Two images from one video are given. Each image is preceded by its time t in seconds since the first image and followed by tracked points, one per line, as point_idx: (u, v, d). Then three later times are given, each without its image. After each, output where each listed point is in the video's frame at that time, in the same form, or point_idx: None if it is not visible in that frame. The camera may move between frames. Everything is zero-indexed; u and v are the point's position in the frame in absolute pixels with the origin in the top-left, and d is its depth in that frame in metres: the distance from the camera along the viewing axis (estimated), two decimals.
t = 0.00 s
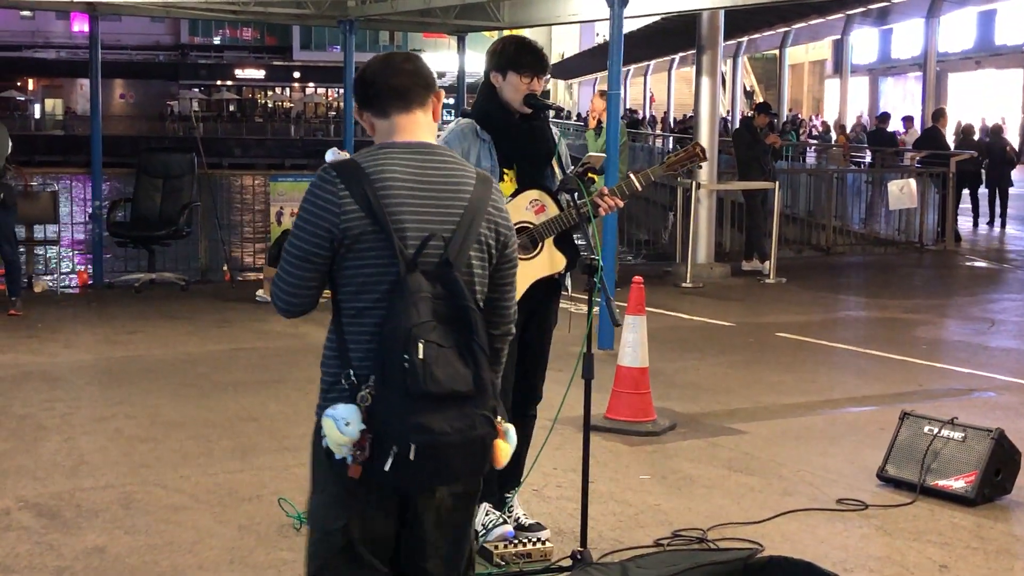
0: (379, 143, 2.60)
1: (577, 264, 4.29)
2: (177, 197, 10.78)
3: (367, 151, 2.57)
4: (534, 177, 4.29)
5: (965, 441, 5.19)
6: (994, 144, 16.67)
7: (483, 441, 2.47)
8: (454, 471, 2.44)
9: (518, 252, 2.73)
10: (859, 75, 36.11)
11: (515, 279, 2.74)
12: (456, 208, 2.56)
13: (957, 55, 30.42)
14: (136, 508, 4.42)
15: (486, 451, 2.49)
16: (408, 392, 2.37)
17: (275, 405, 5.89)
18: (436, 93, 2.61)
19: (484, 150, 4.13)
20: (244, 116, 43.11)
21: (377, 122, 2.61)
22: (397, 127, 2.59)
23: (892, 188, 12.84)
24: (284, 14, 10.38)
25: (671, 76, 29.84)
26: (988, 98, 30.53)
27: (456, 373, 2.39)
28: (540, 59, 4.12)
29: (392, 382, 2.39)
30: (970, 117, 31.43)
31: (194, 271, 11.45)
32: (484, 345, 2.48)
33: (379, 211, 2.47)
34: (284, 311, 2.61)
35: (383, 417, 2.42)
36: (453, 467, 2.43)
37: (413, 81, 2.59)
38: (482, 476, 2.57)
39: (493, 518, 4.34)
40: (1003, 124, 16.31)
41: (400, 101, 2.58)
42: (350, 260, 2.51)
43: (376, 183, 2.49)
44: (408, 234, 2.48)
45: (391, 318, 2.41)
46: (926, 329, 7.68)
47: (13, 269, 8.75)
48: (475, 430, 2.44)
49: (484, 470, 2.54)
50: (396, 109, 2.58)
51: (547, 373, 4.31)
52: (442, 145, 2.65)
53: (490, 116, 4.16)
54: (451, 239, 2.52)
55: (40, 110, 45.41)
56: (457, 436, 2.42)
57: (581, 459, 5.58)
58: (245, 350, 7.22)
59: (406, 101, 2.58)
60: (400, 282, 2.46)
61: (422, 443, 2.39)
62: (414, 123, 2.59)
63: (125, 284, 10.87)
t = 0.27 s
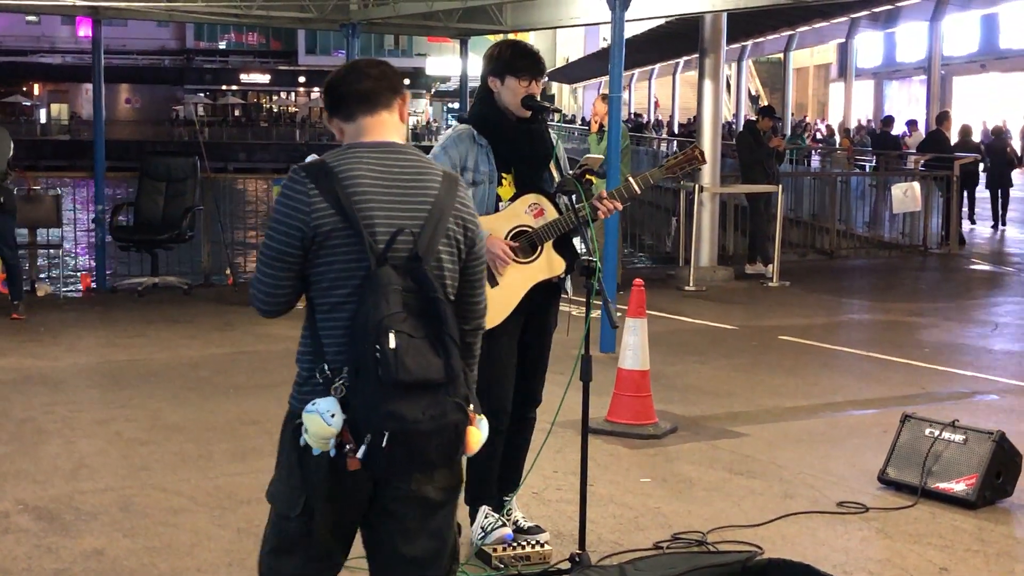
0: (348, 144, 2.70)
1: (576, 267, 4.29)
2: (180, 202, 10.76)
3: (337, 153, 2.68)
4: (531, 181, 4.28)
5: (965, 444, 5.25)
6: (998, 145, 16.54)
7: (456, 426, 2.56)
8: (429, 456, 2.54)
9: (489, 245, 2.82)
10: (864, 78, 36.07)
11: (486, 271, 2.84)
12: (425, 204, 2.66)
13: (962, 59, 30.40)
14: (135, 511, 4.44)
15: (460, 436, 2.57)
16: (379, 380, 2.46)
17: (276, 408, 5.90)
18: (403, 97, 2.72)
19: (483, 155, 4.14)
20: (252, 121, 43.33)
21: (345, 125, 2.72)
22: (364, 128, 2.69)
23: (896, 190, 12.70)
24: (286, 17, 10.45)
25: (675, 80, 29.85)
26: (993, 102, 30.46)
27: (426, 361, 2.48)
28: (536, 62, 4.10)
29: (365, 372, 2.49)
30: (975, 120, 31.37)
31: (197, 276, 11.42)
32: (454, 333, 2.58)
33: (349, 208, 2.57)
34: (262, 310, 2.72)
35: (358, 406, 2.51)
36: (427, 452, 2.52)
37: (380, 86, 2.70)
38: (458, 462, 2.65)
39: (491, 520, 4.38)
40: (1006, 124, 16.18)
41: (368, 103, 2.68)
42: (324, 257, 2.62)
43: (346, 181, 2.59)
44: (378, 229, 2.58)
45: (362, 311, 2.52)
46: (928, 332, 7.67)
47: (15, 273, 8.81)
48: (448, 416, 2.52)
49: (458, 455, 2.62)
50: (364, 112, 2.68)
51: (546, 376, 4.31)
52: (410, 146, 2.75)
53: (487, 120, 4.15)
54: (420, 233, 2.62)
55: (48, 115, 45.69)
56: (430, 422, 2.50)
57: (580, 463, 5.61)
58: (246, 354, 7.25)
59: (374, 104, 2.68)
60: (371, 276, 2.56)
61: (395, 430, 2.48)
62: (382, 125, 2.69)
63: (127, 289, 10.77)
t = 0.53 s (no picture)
0: (288, 151, 2.72)
1: (577, 266, 4.29)
2: (183, 204, 10.80)
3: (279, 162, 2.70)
4: (532, 181, 4.26)
5: (970, 443, 5.26)
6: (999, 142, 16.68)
7: (404, 430, 2.62)
8: (380, 462, 2.60)
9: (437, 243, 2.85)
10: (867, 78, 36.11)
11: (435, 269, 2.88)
12: (365, 210, 2.68)
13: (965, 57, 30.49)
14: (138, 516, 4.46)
15: (409, 438, 2.64)
16: (325, 392, 2.53)
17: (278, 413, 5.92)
18: (341, 101, 2.73)
19: (484, 156, 4.17)
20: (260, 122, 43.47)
21: (284, 131, 2.73)
22: (303, 135, 2.71)
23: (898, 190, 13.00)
24: (289, 19, 10.51)
25: (680, 79, 29.90)
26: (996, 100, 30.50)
27: (371, 370, 2.54)
28: (537, 62, 4.08)
29: (311, 383, 2.54)
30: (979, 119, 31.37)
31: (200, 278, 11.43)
32: (399, 340, 2.63)
33: (289, 221, 2.60)
34: (211, 321, 2.76)
35: (305, 416, 2.57)
36: (376, 457, 2.59)
37: (316, 89, 2.72)
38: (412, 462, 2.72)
39: (495, 522, 4.37)
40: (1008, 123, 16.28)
41: (305, 109, 2.69)
42: (269, 268, 2.65)
43: (286, 193, 2.62)
44: (320, 239, 2.61)
45: (307, 322, 2.56)
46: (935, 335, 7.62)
47: (15, 277, 8.82)
48: (395, 422, 2.59)
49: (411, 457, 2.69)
50: (302, 118, 2.70)
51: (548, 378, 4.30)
52: (350, 151, 2.76)
53: (488, 119, 4.15)
54: (364, 241, 2.65)
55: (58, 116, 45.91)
56: (377, 429, 2.57)
57: (582, 466, 5.58)
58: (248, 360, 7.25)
59: (311, 110, 2.70)
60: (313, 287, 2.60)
61: (343, 440, 2.56)
62: (321, 130, 2.71)
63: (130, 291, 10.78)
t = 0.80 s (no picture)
0: (224, 145, 2.83)
1: (575, 267, 4.28)
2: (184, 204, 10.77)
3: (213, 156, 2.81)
4: (530, 179, 4.25)
5: (972, 438, 5.29)
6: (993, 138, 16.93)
7: (347, 412, 2.70)
8: (324, 445, 2.68)
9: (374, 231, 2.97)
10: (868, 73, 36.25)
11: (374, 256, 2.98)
12: (300, 200, 2.79)
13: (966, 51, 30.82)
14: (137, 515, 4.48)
15: (352, 421, 2.72)
16: (266, 376, 2.62)
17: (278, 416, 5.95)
18: (274, 95, 2.86)
19: (482, 153, 4.16)
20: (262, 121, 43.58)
21: (220, 125, 2.84)
22: (238, 129, 2.82)
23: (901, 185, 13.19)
24: (288, 17, 10.52)
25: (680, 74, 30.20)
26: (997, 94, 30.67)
27: (310, 353, 2.64)
28: (536, 59, 4.06)
29: (251, 369, 2.64)
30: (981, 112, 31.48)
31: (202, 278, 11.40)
32: (338, 323, 2.73)
33: (224, 215, 2.71)
34: (155, 315, 2.87)
35: (248, 402, 2.66)
36: (320, 440, 2.67)
37: (251, 84, 2.84)
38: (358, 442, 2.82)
39: (495, 520, 4.38)
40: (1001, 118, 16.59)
41: (241, 104, 2.81)
42: (207, 261, 2.76)
43: (221, 187, 2.73)
44: (255, 230, 2.72)
45: (245, 310, 2.67)
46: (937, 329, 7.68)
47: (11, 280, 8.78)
48: (337, 404, 2.67)
49: (355, 438, 2.78)
50: (238, 112, 2.81)
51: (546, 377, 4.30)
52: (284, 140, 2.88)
53: (488, 118, 4.14)
54: (299, 229, 2.77)
55: (63, 118, 46.04)
56: (319, 412, 2.65)
57: (583, 464, 5.59)
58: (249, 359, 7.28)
59: (247, 103, 2.81)
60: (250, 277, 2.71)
61: (286, 423, 2.63)
62: (256, 123, 2.82)
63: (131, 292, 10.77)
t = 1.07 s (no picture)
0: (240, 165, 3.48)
1: (557, 265, 5.32)
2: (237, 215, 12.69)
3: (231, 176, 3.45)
4: (520, 195, 5.36)
5: (886, 405, 6.45)
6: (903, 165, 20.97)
7: (344, 376, 3.40)
8: (327, 405, 3.38)
9: (363, 231, 3.62)
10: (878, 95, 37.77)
11: (364, 252, 3.64)
12: (300, 209, 3.43)
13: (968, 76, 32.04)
14: (213, 483, 5.78)
15: (348, 385, 3.41)
16: (278, 352, 3.28)
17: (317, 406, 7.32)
18: (283, 125, 3.51)
19: (481, 174, 5.31)
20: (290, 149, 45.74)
21: (238, 149, 3.50)
22: (253, 153, 3.48)
23: (828, 198, 16.25)
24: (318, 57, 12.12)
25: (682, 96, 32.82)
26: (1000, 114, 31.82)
27: (313, 333, 3.31)
28: (526, 98, 5.14)
29: (265, 347, 3.30)
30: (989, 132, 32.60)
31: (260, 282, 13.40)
32: (334, 308, 3.38)
33: (239, 223, 3.35)
34: (186, 307, 3.52)
35: (262, 373, 3.32)
36: (323, 400, 3.37)
37: (264, 117, 3.50)
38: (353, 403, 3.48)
39: (496, 474, 5.55)
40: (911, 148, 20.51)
41: (254, 133, 3.46)
42: (226, 261, 3.41)
43: (236, 202, 3.37)
44: (265, 234, 3.36)
45: (258, 300, 3.31)
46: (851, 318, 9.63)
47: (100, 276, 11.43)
48: (336, 371, 3.36)
49: (351, 398, 3.46)
50: (252, 139, 3.46)
51: (533, 358, 5.42)
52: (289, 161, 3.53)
53: (487, 146, 5.28)
54: (300, 232, 3.40)
55: (130, 151, 50.52)
56: (322, 378, 3.34)
57: (569, 432, 6.78)
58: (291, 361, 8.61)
59: (260, 132, 3.47)
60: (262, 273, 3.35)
61: (295, 389, 3.32)
62: (267, 148, 3.48)
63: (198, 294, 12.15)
